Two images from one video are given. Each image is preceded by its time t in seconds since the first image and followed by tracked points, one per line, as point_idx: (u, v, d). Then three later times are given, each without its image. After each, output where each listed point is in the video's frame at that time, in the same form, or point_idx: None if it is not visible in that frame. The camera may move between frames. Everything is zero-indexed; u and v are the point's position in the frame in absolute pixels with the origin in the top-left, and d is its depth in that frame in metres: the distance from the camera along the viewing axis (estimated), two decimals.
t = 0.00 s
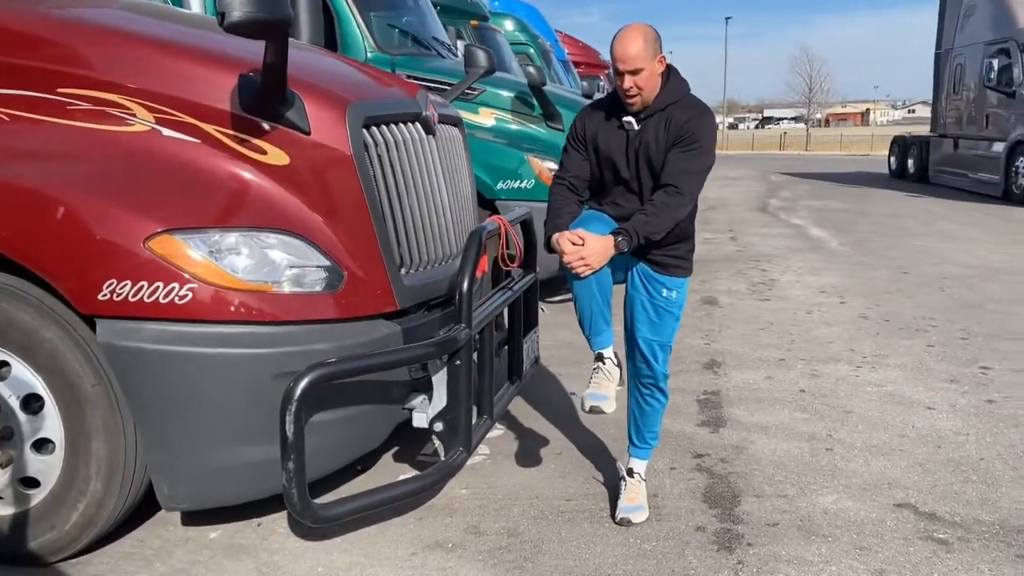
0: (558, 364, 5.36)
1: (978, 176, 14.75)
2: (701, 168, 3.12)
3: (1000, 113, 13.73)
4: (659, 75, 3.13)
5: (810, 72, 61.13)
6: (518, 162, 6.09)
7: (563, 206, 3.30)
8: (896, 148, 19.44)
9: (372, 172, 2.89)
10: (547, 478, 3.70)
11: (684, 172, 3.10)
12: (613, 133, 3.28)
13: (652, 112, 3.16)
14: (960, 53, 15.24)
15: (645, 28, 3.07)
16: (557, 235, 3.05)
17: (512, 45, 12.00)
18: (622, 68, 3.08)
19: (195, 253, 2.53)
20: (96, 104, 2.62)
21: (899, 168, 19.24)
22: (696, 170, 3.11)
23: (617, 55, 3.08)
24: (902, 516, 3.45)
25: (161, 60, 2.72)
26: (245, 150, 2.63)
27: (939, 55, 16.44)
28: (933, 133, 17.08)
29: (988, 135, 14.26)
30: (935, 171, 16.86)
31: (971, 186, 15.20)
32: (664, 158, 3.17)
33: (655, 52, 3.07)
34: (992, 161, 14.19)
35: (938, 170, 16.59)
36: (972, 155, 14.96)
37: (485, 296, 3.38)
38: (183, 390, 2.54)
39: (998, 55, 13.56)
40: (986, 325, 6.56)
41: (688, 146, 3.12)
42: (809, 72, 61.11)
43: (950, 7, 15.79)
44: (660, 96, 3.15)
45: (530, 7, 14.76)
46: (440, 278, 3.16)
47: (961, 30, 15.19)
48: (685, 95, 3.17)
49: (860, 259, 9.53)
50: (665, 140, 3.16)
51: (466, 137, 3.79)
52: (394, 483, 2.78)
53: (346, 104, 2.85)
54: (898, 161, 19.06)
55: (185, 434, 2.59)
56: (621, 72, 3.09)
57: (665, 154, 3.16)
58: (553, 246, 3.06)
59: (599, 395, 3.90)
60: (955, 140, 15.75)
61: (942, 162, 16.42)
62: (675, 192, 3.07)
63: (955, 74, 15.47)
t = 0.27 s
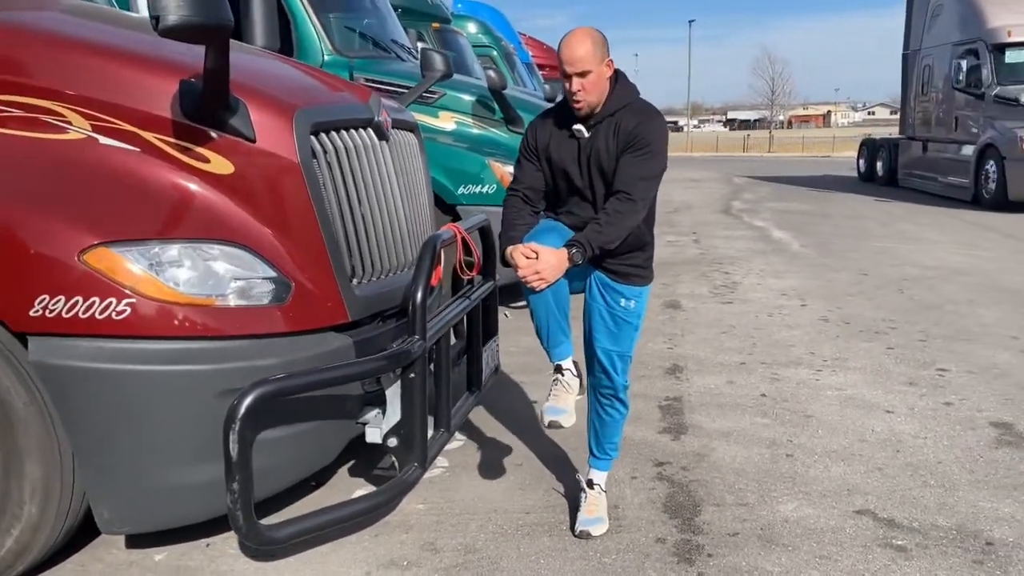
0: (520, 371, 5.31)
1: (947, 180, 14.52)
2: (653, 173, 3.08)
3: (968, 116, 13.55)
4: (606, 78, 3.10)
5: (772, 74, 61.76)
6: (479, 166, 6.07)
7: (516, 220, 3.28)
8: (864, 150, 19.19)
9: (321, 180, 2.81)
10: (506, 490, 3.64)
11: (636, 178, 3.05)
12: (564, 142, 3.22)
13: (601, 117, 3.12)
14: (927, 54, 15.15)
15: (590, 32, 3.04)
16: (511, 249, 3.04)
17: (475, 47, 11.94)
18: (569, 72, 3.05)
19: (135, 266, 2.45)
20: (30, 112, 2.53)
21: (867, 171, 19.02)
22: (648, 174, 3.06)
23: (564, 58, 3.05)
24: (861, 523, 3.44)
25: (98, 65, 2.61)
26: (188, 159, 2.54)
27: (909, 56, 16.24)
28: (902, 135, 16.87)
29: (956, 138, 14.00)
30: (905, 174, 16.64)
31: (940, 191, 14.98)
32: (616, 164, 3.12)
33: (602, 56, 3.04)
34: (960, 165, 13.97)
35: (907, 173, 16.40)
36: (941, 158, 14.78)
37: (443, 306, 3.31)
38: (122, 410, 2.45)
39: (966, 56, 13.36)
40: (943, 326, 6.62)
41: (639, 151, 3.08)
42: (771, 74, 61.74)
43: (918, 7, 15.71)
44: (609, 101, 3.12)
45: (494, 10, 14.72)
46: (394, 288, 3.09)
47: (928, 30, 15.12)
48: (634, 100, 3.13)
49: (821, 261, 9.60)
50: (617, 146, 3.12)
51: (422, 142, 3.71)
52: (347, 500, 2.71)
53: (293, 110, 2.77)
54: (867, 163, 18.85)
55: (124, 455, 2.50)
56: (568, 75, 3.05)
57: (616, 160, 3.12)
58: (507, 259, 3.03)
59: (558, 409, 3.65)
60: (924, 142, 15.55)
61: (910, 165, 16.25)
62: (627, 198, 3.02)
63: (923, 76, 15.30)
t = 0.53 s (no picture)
0: (490, 379, 5.25)
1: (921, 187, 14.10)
2: (622, 179, 3.04)
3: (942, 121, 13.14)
4: (575, 81, 3.06)
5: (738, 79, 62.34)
6: (448, 172, 5.98)
7: (483, 227, 3.21)
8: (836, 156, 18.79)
9: (283, 187, 2.73)
10: (476, 502, 3.59)
11: (603, 183, 3.01)
12: (532, 147, 3.18)
13: (569, 122, 3.08)
14: (900, 58, 14.82)
15: (560, 33, 3.01)
16: (478, 255, 2.95)
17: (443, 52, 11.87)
18: (538, 74, 3.00)
19: (88, 278, 2.37)
20: None
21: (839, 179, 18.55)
22: (616, 180, 3.02)
23: (533, 60, 3.01)
24: (833, 530, 3.42)
25: (49, 68, 2.52)
26: (143, 166, 2.45)
27: (882, 60, 15.92)
28: (875, 139, 16.51)
29: (931, 143, 13.55)
30: (878, 181, 16.21)
31: (913, 198, 14.54)
32: (584, 170, 3.07)
33: (571, 58, 3.01)
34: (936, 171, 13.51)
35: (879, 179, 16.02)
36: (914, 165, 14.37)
37: (411, 315, 3.24)
38: (74, 428, 2.35)
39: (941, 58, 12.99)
40: (910, 330, 6.65)
41: (607, 156, 3.03)
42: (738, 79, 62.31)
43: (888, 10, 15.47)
44: (578, 105, 3.07)
45: (462, 16, 14.67)
46: (360, 297, 3.02)
47: (900, 33, 14.81)
48: (602, 104, 3.09)
49: (788, 265, 9.65)
50: (584, 151, 3.07)
51: (388, 148, 3.64)
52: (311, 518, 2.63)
53: (253, 115, 2.69)
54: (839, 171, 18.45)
55: (76, 475, 2.40)
56: (537, 78, 3.01)
57: (585, 165, 3.07)
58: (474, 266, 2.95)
59: (523, 422, 3.93)
60: (897, 148, 15.13)
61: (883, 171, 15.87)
62: (595, 204, 2.97)
63: (897, 79, 14.93)
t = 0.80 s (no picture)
0: (477, 385, 5.22)
1: (917, 194, 13.81)
2: (613, 183, 3.03)
3: (938, 126, 12.91)
4: (565, 86, 3.03)
5: (722, 84, 62.67)
6: (434, 177, 5.96)
7: (475, 235, 3.17)
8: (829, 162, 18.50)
9: (268, 193, 2.70)
10: (465, 510, 3.56)
11: (596, 188, 3.00)
12: (522, 153, 3.15)
13: (559, 127, 3.06)
14: (893, 60, 14.58)
15: (549, 35, 2.97)
16: (471, 265, 2.91)
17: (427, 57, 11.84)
18: (528, 77, 2.97)
19: (68, 286, 2.32)
20: None
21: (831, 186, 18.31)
22: (608, 185, 3.01)
23: (522, 62, 2.97)
24: (824, 536, 3.40)
25: (27, 72, 2.47)
26: (125, 171, 2.40)
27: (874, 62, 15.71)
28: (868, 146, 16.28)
29: (927, 149, 13.31)
30: (872, 187, 15.94)
31: (909, 205, 14.26)
32: (575, 175, 3.06)
33: (561, 61, 2.98)
34: (932, 177, 13.24)
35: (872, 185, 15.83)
36: (908, 171, 14.16)
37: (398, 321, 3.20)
38: (54, 439, 2.30)
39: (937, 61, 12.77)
40: (896, 334, 6.67)
41: (599, 161, 3.02)
42: (721, 84, 62.62)
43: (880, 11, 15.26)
44: (567, 110, 3.06)
45: (446, 21, 14.65)
46: (346, 303, 2.98)
47: (894, 35, 14.57)
48: (591, 109, 3.09)
49: (774, 270, 9.67)
50: (575, 156, 3.06)
51: (374, 152, 3.61)
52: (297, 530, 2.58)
53: (237, 120, 2.65)
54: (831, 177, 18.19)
55: (56, 488, 2.34)
56: (527, 81, 2.98)
57: (575, 170, 3.06)
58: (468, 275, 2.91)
59: (519, 432, 3.88)
60: (891, 153, 14.90)
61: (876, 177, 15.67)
62: (588, 209, 2.96)
63: (890, 83, 14.72)
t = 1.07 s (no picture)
0: (474, 390, 5.20)
1: (925, 201, 13.51)
2: (619, 186, 3.03)
3: (948, 130, 12.61)
4: (570, 87, 3.04)
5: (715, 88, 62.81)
6: (429, 181, 5.94)
7: (475, 233, 3.13)
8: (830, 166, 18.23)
9: (265, 198, 2.68)
10: (463, 517, 3.54)
11: (602, 190, 3.00)
12: (526, 153, 3.13)
13: (565, 128, 3.05)
14: (899, 62, 14.29)
15: (556, 36, 2.98)
16: (474, 261, 2.91)
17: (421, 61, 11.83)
18: (535, 76, 2.96)
19: (62, 292, 2.29)
20: None
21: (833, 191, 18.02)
22: (614, 187, 3.01)
23: (529, 62, 2.97)
24: (824, 542, 3.39)
25: (22, 76, 2.45)
26: (121, 176, 2.38)
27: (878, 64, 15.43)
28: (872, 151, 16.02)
29: (936, 154, 13.05)
30: (877, 193, 15.67)
31: (916, 213, 14.00)
32: (580, 176, 3.05)
33: (567, 63, 2.98)
34: (941, 184, 12.95)
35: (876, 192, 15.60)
36: (915, 177, 13.89)
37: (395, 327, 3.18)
38: (49, 448, 2.27)
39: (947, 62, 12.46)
40: (892, 338, 6.67)
41: (604, 163, 3.02)
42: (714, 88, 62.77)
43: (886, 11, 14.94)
44: (572, 111, 3.05)
45: (441, 25, 14.64)
46: (343, 309, 2.96)
47: (900, 36, 14.28)
48: (596, 112, 3.09)
49: (768, 273, 9.67)
50: (581, 157, 3.05)
51: (370, 157, 3.59)
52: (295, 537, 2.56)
53: (234, 125, 2.63)
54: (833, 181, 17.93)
55: (51, 496, 2.31)
56: (534, 80, 2.97)
57: (580, 172, 3.05)
58: (470, 271, 2.91)
59: (523, 432, 3.66)
60: (897, 158, 14.62)
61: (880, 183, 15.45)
62: (593, 210, 2.96)
63: (896, 85, 14.44)
